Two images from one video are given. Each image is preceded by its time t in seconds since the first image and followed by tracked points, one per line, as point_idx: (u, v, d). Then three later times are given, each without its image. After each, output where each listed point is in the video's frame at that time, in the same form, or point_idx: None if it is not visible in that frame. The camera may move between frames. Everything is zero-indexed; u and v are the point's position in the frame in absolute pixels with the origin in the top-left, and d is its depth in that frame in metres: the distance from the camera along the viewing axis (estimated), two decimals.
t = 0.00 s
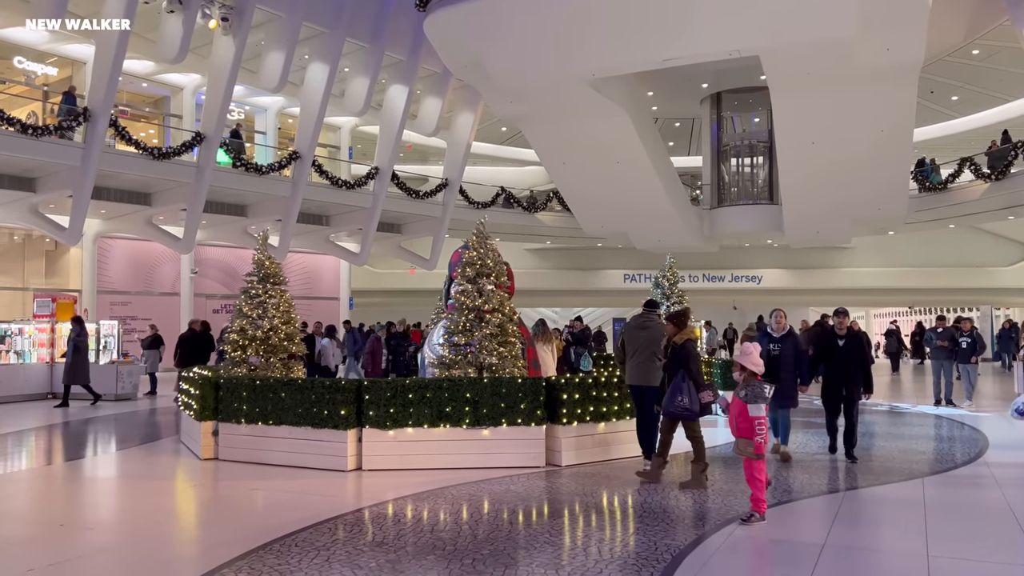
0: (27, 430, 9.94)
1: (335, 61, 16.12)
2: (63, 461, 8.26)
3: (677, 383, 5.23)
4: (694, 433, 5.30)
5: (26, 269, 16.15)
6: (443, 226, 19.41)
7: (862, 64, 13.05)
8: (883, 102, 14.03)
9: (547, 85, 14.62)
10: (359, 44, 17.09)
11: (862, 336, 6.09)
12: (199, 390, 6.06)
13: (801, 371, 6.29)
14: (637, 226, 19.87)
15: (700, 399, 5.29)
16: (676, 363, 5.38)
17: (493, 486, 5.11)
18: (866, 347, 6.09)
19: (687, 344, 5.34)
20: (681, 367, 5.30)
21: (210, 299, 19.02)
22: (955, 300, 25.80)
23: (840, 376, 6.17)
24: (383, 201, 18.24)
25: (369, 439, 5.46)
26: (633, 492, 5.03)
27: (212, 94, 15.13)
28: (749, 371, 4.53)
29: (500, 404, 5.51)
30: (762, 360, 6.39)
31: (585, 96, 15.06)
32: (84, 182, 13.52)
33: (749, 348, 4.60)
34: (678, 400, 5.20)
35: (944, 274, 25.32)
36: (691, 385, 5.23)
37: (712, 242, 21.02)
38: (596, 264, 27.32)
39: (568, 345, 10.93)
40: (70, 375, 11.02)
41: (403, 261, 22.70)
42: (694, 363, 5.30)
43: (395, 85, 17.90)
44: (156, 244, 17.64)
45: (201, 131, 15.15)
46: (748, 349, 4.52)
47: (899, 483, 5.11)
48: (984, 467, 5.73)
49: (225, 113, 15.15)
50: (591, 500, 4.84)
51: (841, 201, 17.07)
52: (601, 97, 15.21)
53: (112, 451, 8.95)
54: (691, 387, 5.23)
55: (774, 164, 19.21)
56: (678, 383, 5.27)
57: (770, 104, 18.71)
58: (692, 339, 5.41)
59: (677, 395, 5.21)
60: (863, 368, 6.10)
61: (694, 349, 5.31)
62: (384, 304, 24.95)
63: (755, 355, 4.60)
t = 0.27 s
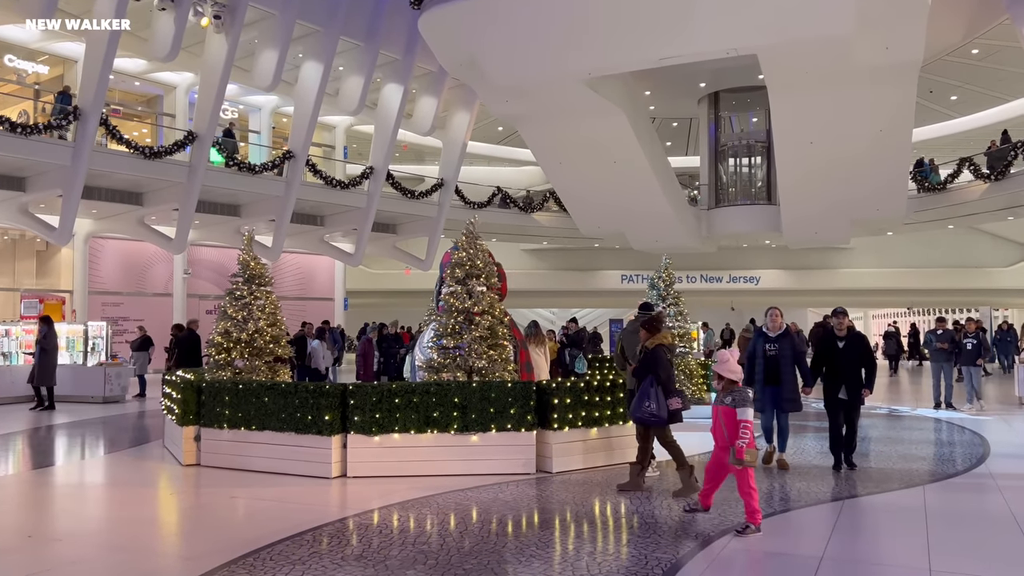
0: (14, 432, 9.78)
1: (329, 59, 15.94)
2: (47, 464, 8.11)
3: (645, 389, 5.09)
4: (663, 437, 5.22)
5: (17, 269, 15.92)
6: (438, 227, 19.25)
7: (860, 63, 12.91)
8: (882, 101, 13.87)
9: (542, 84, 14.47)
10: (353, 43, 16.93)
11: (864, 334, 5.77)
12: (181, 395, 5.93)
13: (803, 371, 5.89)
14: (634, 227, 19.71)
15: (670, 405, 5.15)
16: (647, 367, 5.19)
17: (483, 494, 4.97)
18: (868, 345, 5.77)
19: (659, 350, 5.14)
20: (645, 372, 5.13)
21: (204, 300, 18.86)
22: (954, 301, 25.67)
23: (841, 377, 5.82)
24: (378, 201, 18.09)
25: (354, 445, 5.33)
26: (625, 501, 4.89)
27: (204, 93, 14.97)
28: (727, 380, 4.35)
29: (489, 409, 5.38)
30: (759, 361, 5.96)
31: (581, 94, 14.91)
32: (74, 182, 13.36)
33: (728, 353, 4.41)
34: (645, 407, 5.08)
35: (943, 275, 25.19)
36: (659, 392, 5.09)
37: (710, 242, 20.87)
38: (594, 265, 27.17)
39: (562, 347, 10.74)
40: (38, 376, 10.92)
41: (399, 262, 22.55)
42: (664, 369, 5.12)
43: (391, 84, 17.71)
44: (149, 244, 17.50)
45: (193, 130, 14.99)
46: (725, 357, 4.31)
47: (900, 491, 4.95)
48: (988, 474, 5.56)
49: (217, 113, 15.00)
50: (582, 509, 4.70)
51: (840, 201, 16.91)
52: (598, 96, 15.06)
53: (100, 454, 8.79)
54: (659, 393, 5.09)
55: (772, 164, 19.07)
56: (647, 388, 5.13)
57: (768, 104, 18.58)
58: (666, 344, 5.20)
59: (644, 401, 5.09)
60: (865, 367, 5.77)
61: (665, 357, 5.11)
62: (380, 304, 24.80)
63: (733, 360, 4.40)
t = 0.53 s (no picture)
0: None
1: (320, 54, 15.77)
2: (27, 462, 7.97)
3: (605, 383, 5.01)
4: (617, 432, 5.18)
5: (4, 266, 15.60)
6: (431, 224, 19.11)
7: (854, 59, 12.82)
8: (876, 98, 13.78)
9: (534, 80, 14.34)
10: (345, 38, 16.77)
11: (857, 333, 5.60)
12: (159, 393, 5.82)
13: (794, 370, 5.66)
14: (628, 225, 19.60)
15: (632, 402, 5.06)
16: (613, 363, 5.16)
17: (468, 495, 4.85)
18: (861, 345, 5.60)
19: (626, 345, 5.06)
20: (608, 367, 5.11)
21: (193, 297, 18.69)
22: (947, 300, 25.64)
23: (832, 381, 5.61)
24: (370, 198, 17.94)
25: (335, 444, 5.21)
26: (612, 501, 4.79)
27: (193, 88, 14.81)
28: (683, 380, 4.09)
29: (474, 407, 5.28)
30: (749, 363, 5.69)
31: (574, 91, 14.79)
32: (60, 177, 13.19)
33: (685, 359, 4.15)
34: (605, 401, 5.00)
35: (936, 274, 25.18)
36: (620, 388, 5.01)
37: (703, 240, 20.77)
38: (587, 262, 27.06)
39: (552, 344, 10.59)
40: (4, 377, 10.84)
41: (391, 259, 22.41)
42: (628, 365, 5.04)
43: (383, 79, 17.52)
44: (137, 241, 17.33)
45: (182, 125, 14.83)
46: (683, 357, 4.06)
47: (895, 492, 4.84)
48: (983, 474, 5.45)
49: (206, 108, 14.84)
50: (568, 510, 4.60)
51: (834, 199, 16.80)
52: (591, 92, 14.94)
53: (84, 452, 8.64)
54: (619, 389, 5.01)
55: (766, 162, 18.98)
56: (608, 382, 5.10)
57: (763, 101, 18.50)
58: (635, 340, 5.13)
59: (602, 395, 5.00)
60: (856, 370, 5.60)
61: (632, 353, 5.03)
62: (373, 302, 24.66)
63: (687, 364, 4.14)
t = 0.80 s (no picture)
0: None
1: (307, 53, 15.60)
2: None
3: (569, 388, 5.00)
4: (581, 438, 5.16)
5: None
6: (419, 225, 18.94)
7: (845, 61, 12.73)
8: (867, 100, 13.72)
9: (523, 81, 14.21)
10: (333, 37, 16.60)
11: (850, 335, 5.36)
12: (130, 397, 5.68)
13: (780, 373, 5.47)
14: (618, 228, 19.47)
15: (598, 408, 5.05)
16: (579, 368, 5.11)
17: (449, 505, 4.70)
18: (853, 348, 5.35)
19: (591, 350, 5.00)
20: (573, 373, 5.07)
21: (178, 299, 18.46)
22: (938, 303, 25.63)
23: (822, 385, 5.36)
24: (358, 199, 17.76)
25: (311, 452, 5.07)
26: (595, 511, 4.66)
27: (178, 87, 14.61)
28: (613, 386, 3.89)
29: (455, 413, 5.15)
30: (734, 365, 5.50)
31: (564, 91, 14.67)
32: (41, 176, 12.97)
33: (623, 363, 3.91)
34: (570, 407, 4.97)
35: (926, 277, 25.17)
36: (583, 393, 5.00)
37: (694, 243, 20.67)
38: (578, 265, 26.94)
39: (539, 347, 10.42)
40: None
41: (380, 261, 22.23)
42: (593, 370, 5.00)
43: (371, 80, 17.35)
44: (121, 242, 17.11)
45: (166, 125, 14.64)
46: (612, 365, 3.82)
47: (887, 502, 4.73)
48: (976, 482, 5.33)
49: (191, 107, 14.64)
50: (549, 519, 4.47)
51: (825, 202, 16.73)
52: (581, 93, 14.82)
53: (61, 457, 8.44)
54: (583, 394, 4.99)
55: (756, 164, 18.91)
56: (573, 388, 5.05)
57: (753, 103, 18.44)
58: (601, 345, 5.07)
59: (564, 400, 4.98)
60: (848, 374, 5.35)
61: (595, 357, 4.98)
62: (361, 304, 24.47)
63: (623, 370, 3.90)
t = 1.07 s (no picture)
0: None
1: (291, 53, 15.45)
2: None
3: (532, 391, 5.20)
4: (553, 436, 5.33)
5: None
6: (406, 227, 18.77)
7: (831, 63, 12.68)
8: (853, 103, 13.70)
9: (509, 82, 14.08)
10: (318, 37, 16.43)
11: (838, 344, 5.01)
12: (97, 402, 5.55)
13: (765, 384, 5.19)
14: (605, 230, 19.37)
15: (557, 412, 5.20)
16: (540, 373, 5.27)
17: (423, 514, 4.58)
18: (842, 358, 4.99)
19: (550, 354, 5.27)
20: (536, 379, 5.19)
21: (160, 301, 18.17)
22: (924, 306, 25.68)
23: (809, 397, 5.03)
24: (343, 200, 17.60)
25: (282, 459, 4.97)
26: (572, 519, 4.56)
27: (159, 87, 14.41)
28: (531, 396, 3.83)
29: (431, 419, 5.06)
30: (715, 375, 5.25)
31: (551, 93, 14.56)
32: (18, 177, 12.75)
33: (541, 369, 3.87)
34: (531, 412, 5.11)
35: (912, 280, 25.21)
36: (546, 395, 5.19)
37: (681, 246, 20.60)
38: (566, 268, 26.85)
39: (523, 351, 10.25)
40: None
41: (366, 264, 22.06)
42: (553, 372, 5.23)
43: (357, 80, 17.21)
44: (102, 243, 16.87)
45: (147, 125, 14.44)
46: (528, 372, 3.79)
47: (873, 509, 4.65)
48: (963, 489, 5.24)
49: (173, 107, 14.44)
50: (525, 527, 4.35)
51: (813, 205, 16.70)
52: (567, 95, 14.73)
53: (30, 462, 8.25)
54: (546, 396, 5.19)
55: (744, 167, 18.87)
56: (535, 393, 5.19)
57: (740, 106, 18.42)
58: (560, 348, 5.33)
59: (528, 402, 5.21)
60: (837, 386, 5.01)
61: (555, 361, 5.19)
62: (348, 307, 24.29)
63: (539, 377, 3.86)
